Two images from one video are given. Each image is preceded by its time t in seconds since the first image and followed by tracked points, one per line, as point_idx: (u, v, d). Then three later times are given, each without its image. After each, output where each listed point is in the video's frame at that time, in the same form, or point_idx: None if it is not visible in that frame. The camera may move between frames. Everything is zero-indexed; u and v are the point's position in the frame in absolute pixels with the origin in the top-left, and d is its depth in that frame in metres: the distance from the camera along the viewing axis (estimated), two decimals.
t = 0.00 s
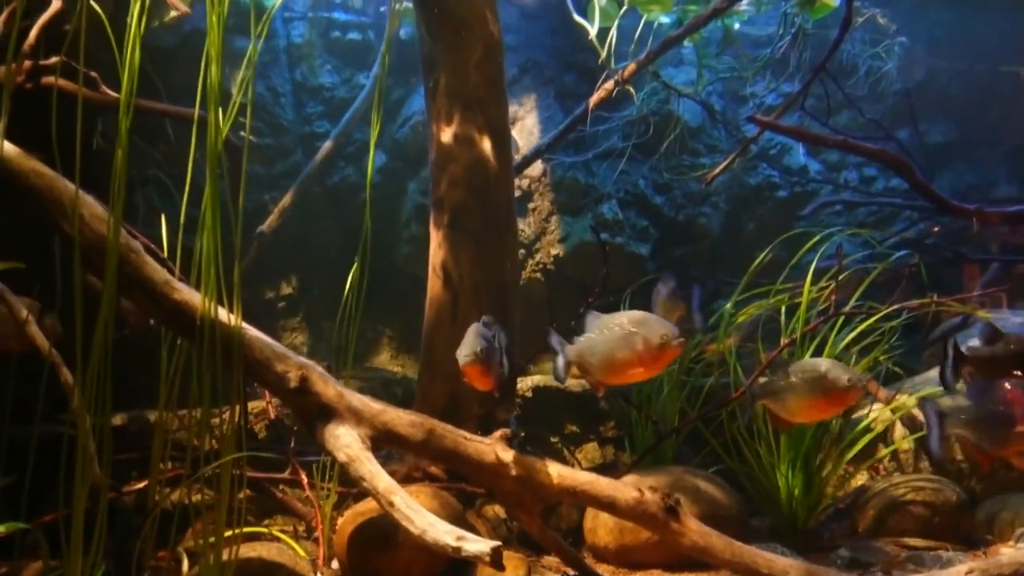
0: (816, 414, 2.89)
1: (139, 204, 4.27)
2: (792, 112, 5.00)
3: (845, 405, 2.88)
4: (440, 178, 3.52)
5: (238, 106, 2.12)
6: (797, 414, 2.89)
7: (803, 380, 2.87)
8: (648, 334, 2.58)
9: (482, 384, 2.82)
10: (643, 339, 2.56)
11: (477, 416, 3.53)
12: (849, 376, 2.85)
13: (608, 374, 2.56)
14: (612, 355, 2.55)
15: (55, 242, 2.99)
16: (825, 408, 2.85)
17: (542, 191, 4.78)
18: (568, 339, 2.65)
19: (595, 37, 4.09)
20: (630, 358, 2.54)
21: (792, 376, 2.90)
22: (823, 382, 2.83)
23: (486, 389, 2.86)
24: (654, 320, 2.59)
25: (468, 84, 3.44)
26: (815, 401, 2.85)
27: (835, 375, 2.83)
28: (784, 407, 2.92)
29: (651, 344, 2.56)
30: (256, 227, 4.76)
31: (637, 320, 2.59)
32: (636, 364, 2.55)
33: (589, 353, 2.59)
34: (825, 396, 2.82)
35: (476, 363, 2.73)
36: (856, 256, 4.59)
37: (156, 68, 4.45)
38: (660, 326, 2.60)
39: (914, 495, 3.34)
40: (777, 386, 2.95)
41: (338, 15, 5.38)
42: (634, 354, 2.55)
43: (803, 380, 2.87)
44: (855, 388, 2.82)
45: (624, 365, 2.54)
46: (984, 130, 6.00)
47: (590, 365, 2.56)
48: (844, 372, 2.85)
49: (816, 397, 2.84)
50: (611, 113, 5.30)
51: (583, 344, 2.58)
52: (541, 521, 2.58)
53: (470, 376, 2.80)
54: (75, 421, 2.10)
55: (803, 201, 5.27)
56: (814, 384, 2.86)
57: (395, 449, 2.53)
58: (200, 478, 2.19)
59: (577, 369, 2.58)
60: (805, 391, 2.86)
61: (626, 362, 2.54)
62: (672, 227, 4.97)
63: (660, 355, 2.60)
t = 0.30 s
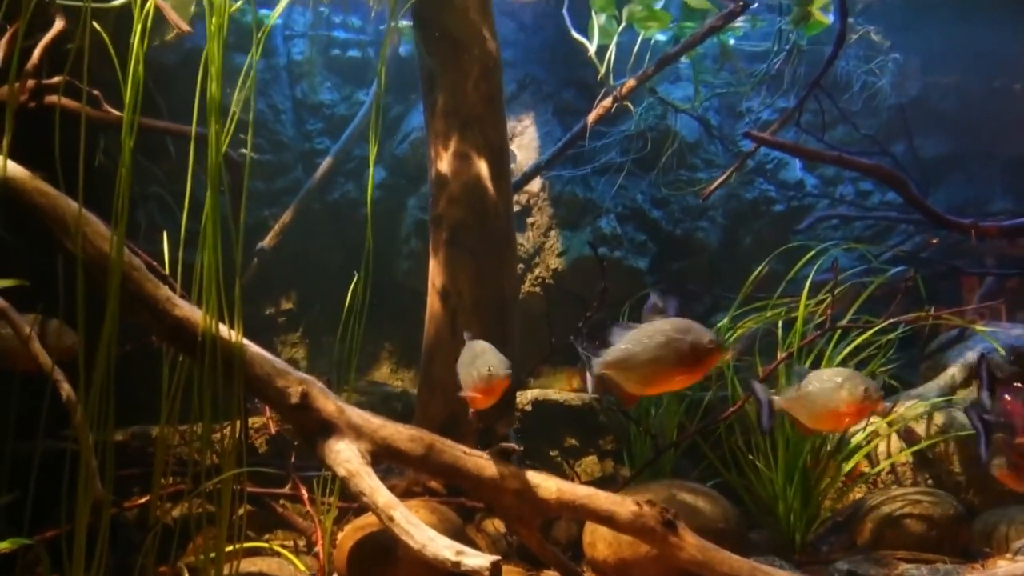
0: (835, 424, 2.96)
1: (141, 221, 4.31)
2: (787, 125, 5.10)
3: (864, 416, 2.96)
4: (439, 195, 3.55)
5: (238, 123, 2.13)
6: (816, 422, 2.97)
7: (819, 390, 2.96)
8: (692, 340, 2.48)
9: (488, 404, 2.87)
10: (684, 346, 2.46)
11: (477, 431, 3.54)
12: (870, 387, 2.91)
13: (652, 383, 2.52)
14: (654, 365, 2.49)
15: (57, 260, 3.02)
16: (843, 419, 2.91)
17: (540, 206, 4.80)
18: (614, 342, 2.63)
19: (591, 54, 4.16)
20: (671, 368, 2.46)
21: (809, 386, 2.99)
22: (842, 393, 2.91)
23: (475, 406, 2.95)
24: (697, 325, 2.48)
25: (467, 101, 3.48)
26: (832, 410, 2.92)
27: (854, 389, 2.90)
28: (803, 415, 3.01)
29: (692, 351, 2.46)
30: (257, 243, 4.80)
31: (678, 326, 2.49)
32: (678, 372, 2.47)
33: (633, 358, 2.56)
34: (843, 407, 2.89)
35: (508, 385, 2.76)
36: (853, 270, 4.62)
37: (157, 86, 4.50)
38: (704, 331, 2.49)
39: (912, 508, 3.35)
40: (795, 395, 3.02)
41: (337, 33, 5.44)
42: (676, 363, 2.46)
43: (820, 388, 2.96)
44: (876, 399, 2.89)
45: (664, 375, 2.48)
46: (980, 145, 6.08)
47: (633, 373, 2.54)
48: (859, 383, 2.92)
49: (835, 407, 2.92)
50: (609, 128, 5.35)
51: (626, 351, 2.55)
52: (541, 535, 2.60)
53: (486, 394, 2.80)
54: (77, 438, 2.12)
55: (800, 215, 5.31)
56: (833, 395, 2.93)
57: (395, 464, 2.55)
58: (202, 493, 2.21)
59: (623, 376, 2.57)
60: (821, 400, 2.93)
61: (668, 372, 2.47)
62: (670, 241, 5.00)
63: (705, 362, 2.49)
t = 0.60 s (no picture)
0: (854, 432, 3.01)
1: (141, 235, 4.34)
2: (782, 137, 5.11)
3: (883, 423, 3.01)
4: (438, 208, 3.58)
5: (238, 140, 2.13)
6: (836, 431, 3.01)
7: (837, 399, 2.98)
8: (734, 346, 2.71)
9: (499, 420, 2.88)
10: (730, 352, 2.69)
11: (477, 442, 3.57)
12: (889, 394, 2.96)
13: (697, 387, 2.73)
14: (700, 369, 2.70)
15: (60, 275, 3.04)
16: (862, 426, 2.97)
17: (538, 218, 4.84)
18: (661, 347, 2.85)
19: (590, 68, 4.30)
20: (715, 373, 2.69)
21: (826, 395, 3.02)
22: (861, 400, 2.95)
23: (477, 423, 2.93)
24: (739, 332, 2.72)
25: (465, 115, 3.51)
26: (850, 418, 2.97)
27: (874, 395, 2.95)
28: (822, 425, 3.03)
29: (736, 357, 2.69)
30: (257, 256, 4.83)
31: (723, 332, 2.72)
32: (721, 377, 2.70)
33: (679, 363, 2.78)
34: (863, 415, 2.94)
35: (531, 401, 2.83)
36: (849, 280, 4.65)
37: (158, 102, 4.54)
38: (745, 337, 2.73)
39: (908, 517, 3.37)
40: (812, 405, 3.04)
41: (337, 48, 5.50)
42: (721, 368, 2.68)
43: (839, 398, 2.98)
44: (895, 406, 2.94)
45: (708, 380, 2.70)
46: (973, 157, 6.17)
47: (679, 377, 2.76)
48: (879, 391, 2.96)
49: (854, 415, 2.96)
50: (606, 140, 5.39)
51: (674, 354, 2.76)
52: (539, 545, 2.62)
53: (505, 409, 2.83)
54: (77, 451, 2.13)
55: (795, 226, 5.35)
56: (851, 404, 2.97)
57: (395, 476, 2.56)
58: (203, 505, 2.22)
59: (668, 379, 2.78)
60: (839, 409, 2.97)
61: (712, 376, 2.69)
62: (667, 253, 5.04)
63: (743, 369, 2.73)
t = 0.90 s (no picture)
0: (867, 438, 3.05)
1: (143, 244, 4.38)
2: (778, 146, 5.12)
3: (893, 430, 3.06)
4: (437, 217, 3.61)
5: (240, 149, 2.17)
6: (850, 437, 3.02)
7: (853, 404, 3.01)
8: (770, 351, 2.70)
9: (513, 427, 3.15)
10: (766, 356, 2.69)
11: (476, 449, 3.59)
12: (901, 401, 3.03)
13: (730, 389, 2.76)
14: (734, 372, 2.73)
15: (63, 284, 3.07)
16: (874, 432, 3.01)
17: (536, 226, 4.90)
18: (698, 347, 2.89)
19: (587, 77, 4.38)
20: (750, 376, 2.70)
21: (839, 401, 3.04)
22: (875, 406, 3.00)
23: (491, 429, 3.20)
24: (775, 337, 2.70)
25: (464, 124, 3.54)
26: (863, 424, 3.00)
27: (889, 402, 3.00)
28: (836, 431, 3.05)
29: (770, 362, 2.68)
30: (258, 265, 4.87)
31: (760, 336, 2.72)
32: (755, 381, 2.71)
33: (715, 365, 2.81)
34: (877, 421, 2.99)
35: (544, 411, 3.09)
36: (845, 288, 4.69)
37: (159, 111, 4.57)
38: (781, 343, 2.72)
39: (904, 524, 3.39)
40: (826, 410, 3.06)
41: (336, 58, 5.54)
42: (755, 372, 2.70)
43: (855, 403, 3.01)
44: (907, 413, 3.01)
45: (742, 382, 2.73)
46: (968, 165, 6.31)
47: (714, 378, 2.79)
48: (893, 398, 3.02)
49: (869, 421, 3.00)
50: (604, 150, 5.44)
51: (709, 357, 2.80)
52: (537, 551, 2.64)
53: (519, 417, 3.09)
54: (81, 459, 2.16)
55: (792, 234, 5.40)
56: (865, 409, 3.01)
57: (394, 483, 2.59)
58: (204, 512, 2.24)
59: (703, 381, 2.83)
60: (852, 415, 3.00)
61: (744, 379, 2.72)
62: (665, 261, 5.08)
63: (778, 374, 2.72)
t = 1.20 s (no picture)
0: (883, 450, 2.91)
1: (147, 253, 4.42)
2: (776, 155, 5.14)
3: (911, 442, 2.93)
4: (438, 227, 3.65)
5: (244, 160, 2.21)
6: (866, 449, 2.88)
7: (871, 415, 2.87)
8: (809, 355, 2.61)
9: (531, 439, 3.06)
10: (806, 360, 2.59)
11: (476, 456, 3.63)
12: (920, 412, 2.89)
13: (769, 393, 2.64)
14: (773, 376, 2.61)
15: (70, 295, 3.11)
16: (892, 444, 2.87)
17: (537, 236, 4.92)
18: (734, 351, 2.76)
19: (586, 90, 4.48)
20: (791, 379, 2.58)
21: (857, 412, 2.90)
22: (892, 417, 2.87)
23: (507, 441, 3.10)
24: (815, 340, 2.61)
25: (465, 137, 3.59)
26: (879, 436, 2.87)
27: (906, 414, 2.86)
28: (851, 442, 2.91)
29: (809, 365, 2.59)
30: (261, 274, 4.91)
31: (799, 339, 2.62)
32: (795, 384, 2.60)
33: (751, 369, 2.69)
34: (895, 432, 2.84)
35: (563, 424, 2.99)
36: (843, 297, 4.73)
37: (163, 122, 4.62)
38: (820, 346, 2.63)
39: (901, 531, 3.43)
40: (841, 421, 2.92)
41: (339, 70, 5.57)
42: (795, 375, 2.58)
43: (872, 414, 2.87)
44: (926, 425, 2.88)
45: (781, 387, 2.61)
46: (966, 175, 6.41)
47: (751, 381, 2.67)
48: (910, 408, 2.88)
49: (886, 433, 2.86)
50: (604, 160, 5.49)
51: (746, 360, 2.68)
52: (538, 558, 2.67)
53: (538, 430, 2.99)
54: (88, 468, 2.21)
55: (791, 243, 5.44)
56: (883, 421, 2.87)
57: (396, 491, 2.63)
58: (208, 520, 2.28)
59: (739, 385, 2.71)
60: (869, 426, 2.86)
61: (784, 383, 2.61)
62: (664, 270, 5.13)
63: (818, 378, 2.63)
